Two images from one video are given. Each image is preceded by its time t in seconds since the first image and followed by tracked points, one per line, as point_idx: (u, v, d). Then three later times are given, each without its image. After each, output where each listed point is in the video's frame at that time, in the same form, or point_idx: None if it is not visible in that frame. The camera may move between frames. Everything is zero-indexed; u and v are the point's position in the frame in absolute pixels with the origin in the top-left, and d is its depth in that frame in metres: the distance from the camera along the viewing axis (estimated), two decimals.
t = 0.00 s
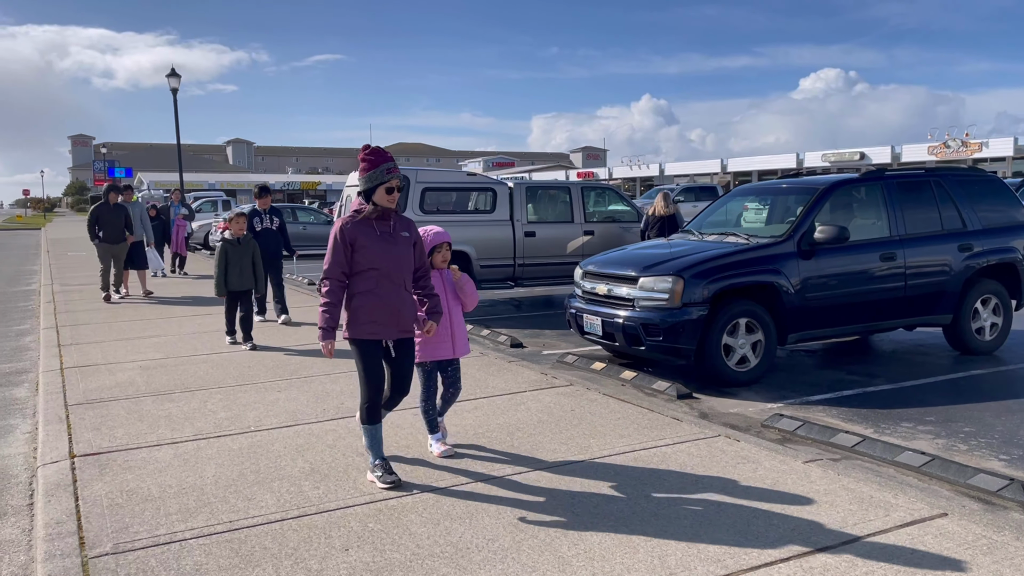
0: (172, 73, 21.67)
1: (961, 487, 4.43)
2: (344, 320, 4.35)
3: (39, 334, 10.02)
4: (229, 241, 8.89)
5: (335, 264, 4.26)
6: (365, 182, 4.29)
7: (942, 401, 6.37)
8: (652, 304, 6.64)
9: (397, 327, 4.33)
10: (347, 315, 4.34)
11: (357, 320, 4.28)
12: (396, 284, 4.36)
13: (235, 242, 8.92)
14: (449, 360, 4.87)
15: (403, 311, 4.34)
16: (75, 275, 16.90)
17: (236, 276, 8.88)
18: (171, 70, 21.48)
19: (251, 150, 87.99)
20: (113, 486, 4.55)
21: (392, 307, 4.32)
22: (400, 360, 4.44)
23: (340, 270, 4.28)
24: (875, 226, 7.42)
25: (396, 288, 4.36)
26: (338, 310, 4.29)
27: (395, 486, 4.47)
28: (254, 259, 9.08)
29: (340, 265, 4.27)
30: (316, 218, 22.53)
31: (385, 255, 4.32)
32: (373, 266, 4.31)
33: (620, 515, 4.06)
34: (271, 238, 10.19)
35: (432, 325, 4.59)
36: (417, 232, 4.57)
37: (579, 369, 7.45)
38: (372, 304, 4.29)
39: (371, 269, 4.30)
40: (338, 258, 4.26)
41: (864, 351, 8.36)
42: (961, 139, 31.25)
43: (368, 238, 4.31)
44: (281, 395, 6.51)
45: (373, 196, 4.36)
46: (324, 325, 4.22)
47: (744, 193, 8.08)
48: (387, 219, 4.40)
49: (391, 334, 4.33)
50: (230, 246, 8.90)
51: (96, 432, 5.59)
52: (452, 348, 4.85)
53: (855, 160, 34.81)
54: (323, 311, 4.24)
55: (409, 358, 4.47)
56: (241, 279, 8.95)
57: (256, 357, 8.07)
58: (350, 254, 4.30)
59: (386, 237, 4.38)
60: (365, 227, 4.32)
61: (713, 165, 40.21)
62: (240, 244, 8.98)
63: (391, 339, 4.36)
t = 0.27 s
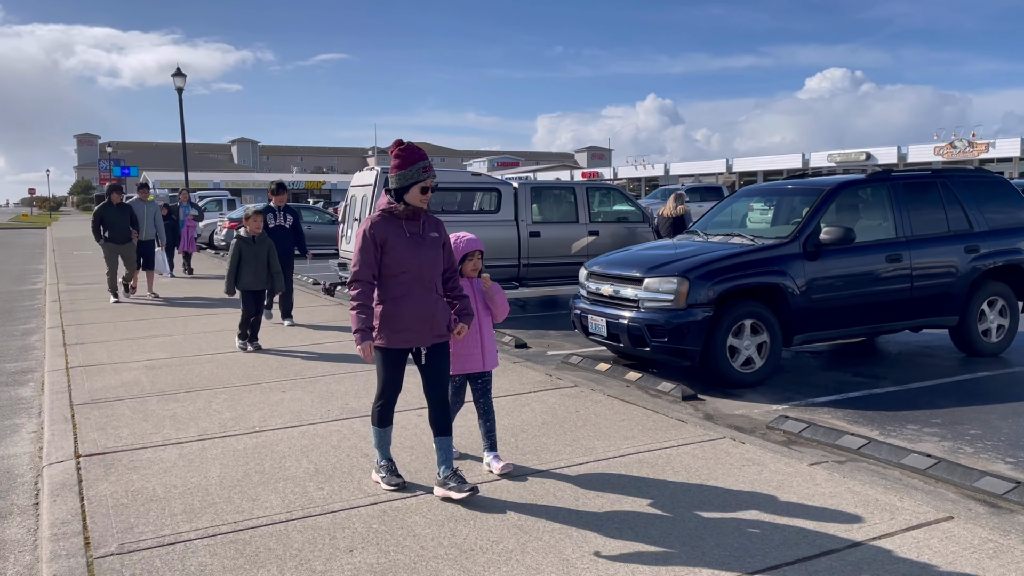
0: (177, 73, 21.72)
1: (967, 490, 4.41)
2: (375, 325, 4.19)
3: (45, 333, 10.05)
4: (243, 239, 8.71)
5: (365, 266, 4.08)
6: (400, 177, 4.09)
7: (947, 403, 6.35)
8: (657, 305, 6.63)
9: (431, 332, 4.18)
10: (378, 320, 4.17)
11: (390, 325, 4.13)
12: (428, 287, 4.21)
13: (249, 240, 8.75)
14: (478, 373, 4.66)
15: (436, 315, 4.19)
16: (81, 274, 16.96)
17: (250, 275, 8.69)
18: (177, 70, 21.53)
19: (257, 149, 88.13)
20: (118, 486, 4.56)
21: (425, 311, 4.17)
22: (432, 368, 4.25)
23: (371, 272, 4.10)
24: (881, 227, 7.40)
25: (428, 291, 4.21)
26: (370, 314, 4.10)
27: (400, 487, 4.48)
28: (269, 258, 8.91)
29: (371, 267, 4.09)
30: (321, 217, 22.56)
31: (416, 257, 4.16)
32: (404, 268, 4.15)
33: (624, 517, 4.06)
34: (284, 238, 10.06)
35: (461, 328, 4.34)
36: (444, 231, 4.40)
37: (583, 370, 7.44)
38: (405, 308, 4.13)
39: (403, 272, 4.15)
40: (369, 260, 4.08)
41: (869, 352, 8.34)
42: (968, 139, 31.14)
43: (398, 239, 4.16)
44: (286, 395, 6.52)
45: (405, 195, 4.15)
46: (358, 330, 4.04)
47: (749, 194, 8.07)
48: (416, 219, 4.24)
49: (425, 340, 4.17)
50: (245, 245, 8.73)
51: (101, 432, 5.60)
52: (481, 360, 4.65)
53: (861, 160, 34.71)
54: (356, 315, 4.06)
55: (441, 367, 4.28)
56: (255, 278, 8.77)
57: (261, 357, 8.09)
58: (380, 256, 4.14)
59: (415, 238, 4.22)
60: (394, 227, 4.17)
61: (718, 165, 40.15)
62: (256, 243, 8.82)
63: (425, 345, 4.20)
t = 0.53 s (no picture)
0: (182, 71, 21.76)
1: (971, 491, 4.40)
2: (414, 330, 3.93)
3: (50, 331, 10.07)
4: (264, 252, 8.43)
5: (404, 268, 3.82)
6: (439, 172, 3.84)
7: (952, 403, 6.33)
8: (661, 304, 6.63)
9: (474, 338, 3.90)
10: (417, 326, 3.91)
11: (430, 331, 3.87)
12: (470, 290, 3.93)
13: (269, 252, 8.48)
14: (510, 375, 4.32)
15: (479, 320, 3.92)
16: (86, 272, 17.00)
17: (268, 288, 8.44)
18: (181, 68, 21.58)
19: (261, 148, 88.26)
20: (122, 484, 4.57)
21: (467, 316, 3.90)
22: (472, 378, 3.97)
23: (410, 274, 3.84)
24: (885, 227, 7.39)
25: (470, 294, 3.93)
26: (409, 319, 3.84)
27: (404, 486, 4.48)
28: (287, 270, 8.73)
29: (410, 269, 3.83)
30: (325, 215, 22.59)
31: (458, 259, 3.89)
32: (446, 270, 3.87)
33: (628, 517, 4.05)
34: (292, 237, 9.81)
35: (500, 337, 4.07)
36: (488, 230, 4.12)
37: (587, 369, 7.44)
38: (446, 313, 3.87)
39: (444, 274, 3.87)
40: (408, 260, 3.82)
41: (874, 352, 8.32)
42: (973, 139, 31.06)
43: (440, 238, 3.88)
44: (290, 394, 6.53)
45: (445, 191, 3.87)
46: (395, 337, 3.77)
47: (754, 194, 8.05)
48: (458, 217, 3.96)
49: (468, 346, 3.89)
50: (264, 256, 8.45)
51: (106, 429, 5.62)
52: (515, 360, 4.32)
53: (866, 159, 34.65)
54: (393, 321, 3.79)
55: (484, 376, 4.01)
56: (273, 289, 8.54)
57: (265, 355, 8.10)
58: (420, 256, 3.86)
59: (458, 237, 3.94)
60: (435, 226, 3.89)
61: (722, 164, 40.11)
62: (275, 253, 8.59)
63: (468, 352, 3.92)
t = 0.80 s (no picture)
0: (184, 69, 21.76)
1: (974, 490, 4.39)
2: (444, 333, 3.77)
3: (52, 328, 10.07)
4: (297, 247, 7.85)
5: (436, 268, 3.66)
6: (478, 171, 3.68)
7: (955, 403, 6.31)
8: (663, 303, 6.61)
9: (506, 344, 3.74)
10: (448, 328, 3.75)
11: (462, 335, 3.70)
12: (505, 293, 3.77)
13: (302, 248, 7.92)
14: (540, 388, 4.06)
15: (513, 325, 3.76)
16: (88, 269, 17.02)
17: (292, 285, 7.88)
18: (183, 66, 21.58)
19: (263, 146, 88.30)
20: (123, 481, 4.57)
21: (501, 320, 3.73)
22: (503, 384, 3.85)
23: (441, 274, 3.68)
24: (889, 226, 7.37)
25: (504, 298, 3.77)
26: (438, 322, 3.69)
27: (406, 483, 4.47)
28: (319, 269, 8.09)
29: (442, 270, 3.67)
30: (327, 213, 22.60)
31: (493, 259, 3.72)
32: (480, 271, 3.71)
33: (630, 516, 4.04)
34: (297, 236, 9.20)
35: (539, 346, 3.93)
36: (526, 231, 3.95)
37: (589, 368, 7.42)
38: (479, 316, 3.70)
39: (478, 275, 3.71)
40: (440, 260, 3.65)
41: (876, 351, 8.30)
42: (976, 139, 31.00)
43: (475, 238, 3.71)
44: (292, 392, 6.53)
45: (483, 189, 3.71)
46: (413, 340, 3.65)
47: (756, 193, 8.04)
48: (495, 216, 3.79)
49: (500, 352, 3.73)
50: (296, 251, 7.89)
51: (107, 427, 5.61)
52: (547, 373, 4.05)
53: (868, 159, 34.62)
54: (416, 325, 3.64)
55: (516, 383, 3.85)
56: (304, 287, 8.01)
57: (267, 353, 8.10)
58: (453, 257, 3.70)
59: (494, 237, 3.77)
60: (471, 225, 3.72)
61: (724, 163, 40.08)
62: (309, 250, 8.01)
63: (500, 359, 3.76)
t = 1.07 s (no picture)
0: (185, 67, 21.74)
1: (975, 489, 4.39)
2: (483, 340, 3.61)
3: (52, 325, 10.07)
4: (343, 240, 7.54)
5: (474, 272, 3.50)
6: (512, 165, 3.53)
7: (956, 402, 6.31)
8: (664, 301, 6.61)
9: (548, 352, 3.59)
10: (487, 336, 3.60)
11: (501, 343, 3.55)
12: (545, 298, 3.62)
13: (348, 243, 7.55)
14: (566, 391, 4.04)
15: (554, 331, 3.61)
16: (88, 266, 17.02)
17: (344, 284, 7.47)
18: (185, 63, 21.57)
19: (264, 143, 88.34)
20: (123, 478, 4.57)
21: (543, 326, 3.58)
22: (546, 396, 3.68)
23: (480, 279, 3.52)
24: (889, 225, 7.36)
25: (545, 303, 3.62)
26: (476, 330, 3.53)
27: (406, 481, 4.48)
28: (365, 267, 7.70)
29: (481, 274, 3.51)
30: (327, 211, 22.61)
31: (533, 262, 3.57)
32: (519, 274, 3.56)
33: (630, 514, 4.04)
34: (304, 236, 8.90)
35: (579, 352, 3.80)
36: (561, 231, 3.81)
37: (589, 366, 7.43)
38: (519, 323, 3.55)
39: (517, 279, 3.56)
40: (479, 264, 3.49)
41: (877, 350, 8.30)
42: (977, 138, 30.99)
43: (515, 240, 3.55)
44: (292, 389, 6.53)
45: (520, 185, 3.57)
46: (458, 352, 3.48)
47: (757, 191, 8.03)
48: (533, 215, 3.63)
49: (541, 361, 3.58)
50: (342, 246, 7.54)
51: (108, 424, 5.62)
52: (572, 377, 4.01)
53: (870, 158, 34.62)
54: (458, 334, 3.47)
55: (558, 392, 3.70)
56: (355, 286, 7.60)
57: (268, 350, 8.10)
58: (491, 260, 3.55)
59: (532, 238, 3.62)
60: (508, 226, 3.56)
61: (725, 162, 40.07)
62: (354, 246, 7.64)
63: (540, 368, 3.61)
